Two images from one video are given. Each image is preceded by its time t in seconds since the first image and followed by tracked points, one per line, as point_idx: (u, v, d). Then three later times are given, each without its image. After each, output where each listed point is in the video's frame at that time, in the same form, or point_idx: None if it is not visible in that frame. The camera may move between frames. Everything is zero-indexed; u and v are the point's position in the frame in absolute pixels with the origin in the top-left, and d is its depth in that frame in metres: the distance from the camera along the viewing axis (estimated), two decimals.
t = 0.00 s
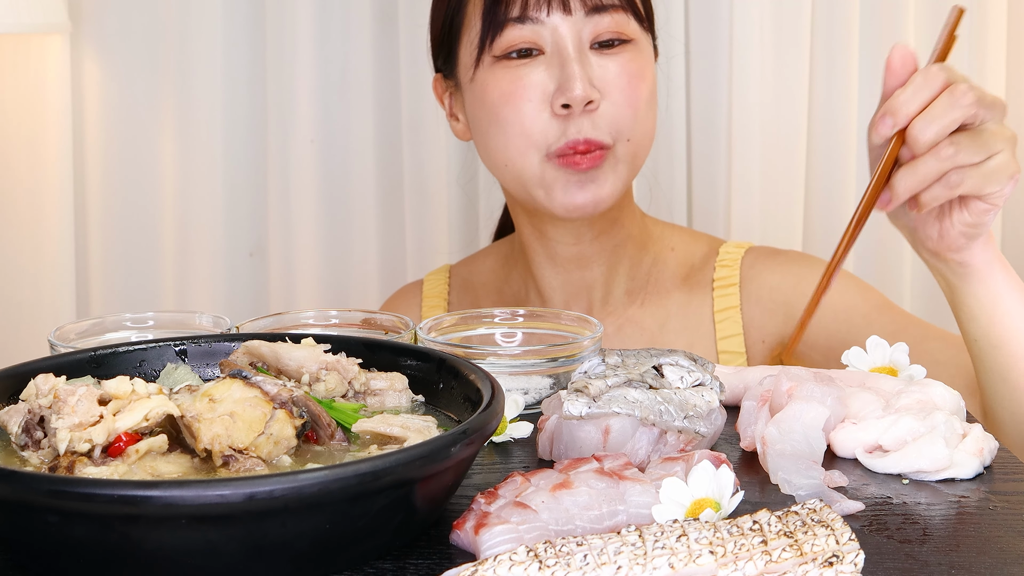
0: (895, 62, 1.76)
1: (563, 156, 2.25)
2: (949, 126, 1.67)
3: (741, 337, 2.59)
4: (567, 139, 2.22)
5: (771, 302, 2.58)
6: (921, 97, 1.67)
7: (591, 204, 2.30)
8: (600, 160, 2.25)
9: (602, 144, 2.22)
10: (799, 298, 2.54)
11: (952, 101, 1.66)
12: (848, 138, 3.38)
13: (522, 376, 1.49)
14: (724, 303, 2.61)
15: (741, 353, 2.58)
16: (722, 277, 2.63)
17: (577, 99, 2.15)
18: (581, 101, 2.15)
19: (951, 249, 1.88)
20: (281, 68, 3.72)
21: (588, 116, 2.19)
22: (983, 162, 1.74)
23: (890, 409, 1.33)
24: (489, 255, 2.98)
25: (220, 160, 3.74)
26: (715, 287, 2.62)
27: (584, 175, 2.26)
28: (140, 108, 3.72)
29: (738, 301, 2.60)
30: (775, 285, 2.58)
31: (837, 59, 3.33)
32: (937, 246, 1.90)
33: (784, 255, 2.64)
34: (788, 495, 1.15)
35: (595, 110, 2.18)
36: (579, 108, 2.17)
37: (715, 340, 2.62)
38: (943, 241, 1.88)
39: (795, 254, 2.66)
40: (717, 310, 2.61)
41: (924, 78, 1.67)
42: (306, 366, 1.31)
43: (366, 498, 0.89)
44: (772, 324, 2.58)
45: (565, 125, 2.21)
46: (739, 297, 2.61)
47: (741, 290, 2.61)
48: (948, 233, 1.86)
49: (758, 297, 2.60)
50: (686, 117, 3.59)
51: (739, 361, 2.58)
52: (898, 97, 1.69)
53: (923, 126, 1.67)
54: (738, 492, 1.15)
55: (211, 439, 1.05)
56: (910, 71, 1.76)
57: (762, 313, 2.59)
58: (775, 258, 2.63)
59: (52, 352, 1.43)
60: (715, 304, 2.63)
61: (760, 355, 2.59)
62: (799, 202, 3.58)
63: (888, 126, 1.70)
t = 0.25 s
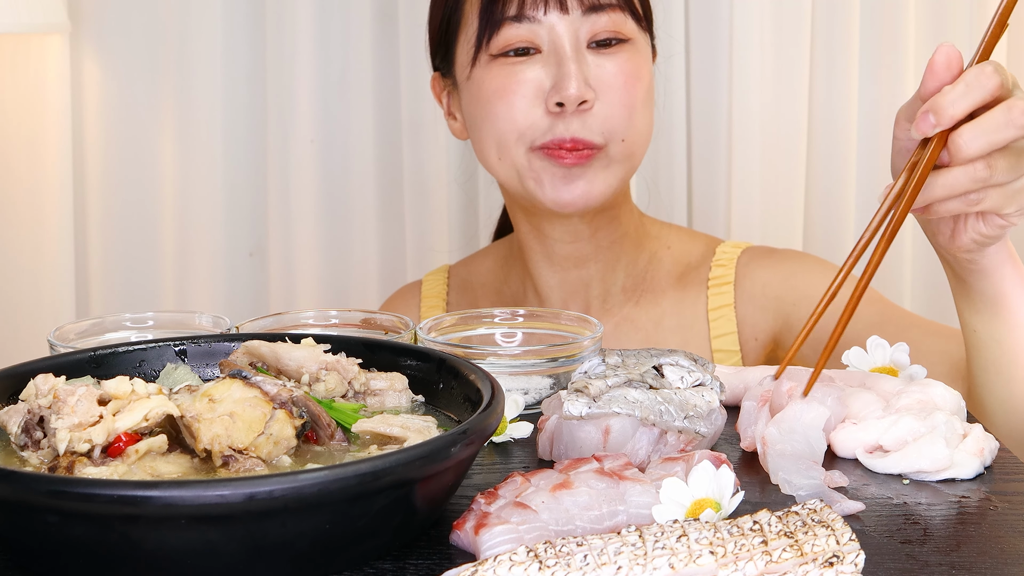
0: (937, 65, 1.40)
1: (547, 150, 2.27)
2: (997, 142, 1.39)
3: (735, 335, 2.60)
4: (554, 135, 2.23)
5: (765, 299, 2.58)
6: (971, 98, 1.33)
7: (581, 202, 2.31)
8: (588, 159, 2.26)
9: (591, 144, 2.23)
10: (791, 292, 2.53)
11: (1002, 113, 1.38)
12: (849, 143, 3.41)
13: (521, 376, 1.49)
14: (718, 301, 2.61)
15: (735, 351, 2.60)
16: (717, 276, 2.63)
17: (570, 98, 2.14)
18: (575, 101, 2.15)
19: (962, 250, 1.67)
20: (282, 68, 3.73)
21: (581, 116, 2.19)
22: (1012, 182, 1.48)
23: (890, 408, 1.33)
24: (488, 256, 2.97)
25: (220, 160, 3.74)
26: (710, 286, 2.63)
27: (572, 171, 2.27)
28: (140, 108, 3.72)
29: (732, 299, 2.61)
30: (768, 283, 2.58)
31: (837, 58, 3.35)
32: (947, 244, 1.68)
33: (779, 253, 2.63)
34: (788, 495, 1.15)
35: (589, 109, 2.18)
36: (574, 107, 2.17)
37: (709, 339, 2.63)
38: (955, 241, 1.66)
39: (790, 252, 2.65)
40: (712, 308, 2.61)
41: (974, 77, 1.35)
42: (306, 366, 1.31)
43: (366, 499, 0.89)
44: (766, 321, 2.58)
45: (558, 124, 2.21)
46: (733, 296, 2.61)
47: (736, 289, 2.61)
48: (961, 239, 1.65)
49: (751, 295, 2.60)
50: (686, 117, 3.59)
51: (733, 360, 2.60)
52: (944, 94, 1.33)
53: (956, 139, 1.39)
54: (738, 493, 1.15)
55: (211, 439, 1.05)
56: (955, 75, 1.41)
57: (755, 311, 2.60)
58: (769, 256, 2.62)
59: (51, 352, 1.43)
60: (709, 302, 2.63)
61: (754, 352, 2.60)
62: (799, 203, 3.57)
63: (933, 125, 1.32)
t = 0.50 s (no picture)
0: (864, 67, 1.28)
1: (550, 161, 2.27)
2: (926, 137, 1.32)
3: (731, 334, 2.60)
4: (556, 144, 2.23)
5: (756, 294, 2.59)
6: (898, 95, 1.25)
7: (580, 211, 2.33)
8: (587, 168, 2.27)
9: (589, 152, 2.24)
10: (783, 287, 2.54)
11: (933, 108, 1.30)
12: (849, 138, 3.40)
13: (522, 376, 1.49)
14: (715, 299, 2.61)
15: (732, 350, 2.59)
16: (715, 275, 2.63)
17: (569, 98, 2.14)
18: (574, 101, 2.15)
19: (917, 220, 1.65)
20: (281, 68, 3.72)
21: (580, 115, 2.19)
22: (950, 165, 1.46)
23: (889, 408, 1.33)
24: (488, 256, 2.97)
25: (219, 160, 3.74)
26: (707, 285, 2.63)
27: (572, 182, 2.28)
28: (140, 107, 3.72)
29: (728, 297, 2.61)
30: (760, 278, 2.59)
31: (837, 58, 3.33)
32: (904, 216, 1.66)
33: (775, 250, 2.63)
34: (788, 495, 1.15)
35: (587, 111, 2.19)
36: (573, 107, 2.17)
37: (706, 338, 2.62)
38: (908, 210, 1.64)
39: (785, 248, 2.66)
40: (707, 307, 2.61)
41: (900, 71, 1.26)
42: (306, 366, 1.31)
43: (366, 499, 0.89)
44: (759, 317, 2.59)
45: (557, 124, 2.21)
46: (729, 294, 2.61)
47: (732, 287, 2.62)
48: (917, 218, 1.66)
49: (747, 293, 2.60)
50: (686, 117, 3.59)
51: (730, 359, 2.59)
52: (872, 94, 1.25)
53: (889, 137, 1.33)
54: (739, 493, 1.15)
55: (211, 440, 1.05)
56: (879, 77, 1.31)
57: (749, 308, 2.61)
58: (765, 254, 2.63)
59: (51, 352, 1.43)
60: (705, 301, 2.63)
61: (750, 349, 2.61)
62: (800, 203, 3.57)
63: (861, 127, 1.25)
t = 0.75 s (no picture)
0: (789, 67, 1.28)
1: (549, 153, 2.26)
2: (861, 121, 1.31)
3: (729, 331, 2.59)
4: (555, 138, 2.23)
5: (751, 291, 2.59)
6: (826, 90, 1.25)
7: (584, 205, 2.31)
8: (590, 159, 2.26)
9: (591, 144, 2.23)
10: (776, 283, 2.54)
11: (858, 96, 1.30)
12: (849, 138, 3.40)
13: (522, 376, 1.49)
14: (711, 297, 2.60)
15: (729, 348, 2.58)
16: (711, 273, 2.63)
17: (568, 99, 2.14)
18: (573, 101, 2.15)
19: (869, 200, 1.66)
20: (281, 68, 3.72)
21: (579, 116, 2.19)
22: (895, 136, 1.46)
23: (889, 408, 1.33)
24: (487, 255, 2.97)
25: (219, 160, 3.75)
26: (703, 283, 2.62)
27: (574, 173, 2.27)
28: (140, 107, 3.72)
29: (725, 295, 2.60)
30: (754, 274, 2.59)
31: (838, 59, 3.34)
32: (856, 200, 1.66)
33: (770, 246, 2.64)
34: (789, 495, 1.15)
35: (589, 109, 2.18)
36: (573, 107, 2.17)
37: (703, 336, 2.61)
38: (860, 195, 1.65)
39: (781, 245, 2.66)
40: (704, 304, 2.61)
41: (823, 65, 1.27)
42: (306, 366, 1.31)
43: (366, 499, 0.89)
44: (753, 313, 2.59)
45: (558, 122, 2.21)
46: (726, 291, 2.61)
47: (728, 284, 2.61)
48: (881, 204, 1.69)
49: (742, 291, 2.60)
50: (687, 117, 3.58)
51: (728, 356, 2.57)
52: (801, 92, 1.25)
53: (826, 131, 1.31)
54: (739, 493, 1.15)
55: (211, 440, 1.05)
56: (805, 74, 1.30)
57: (745, 305, 2.61)
58: (762, 251, 2.62)
59: (50, 352, 1.43)
60: (702, 299, 2.62)
61: (746, 346, 2.60)
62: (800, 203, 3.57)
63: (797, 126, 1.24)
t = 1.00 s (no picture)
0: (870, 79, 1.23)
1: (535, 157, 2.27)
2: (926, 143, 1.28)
3: (727, 331, 2.60)
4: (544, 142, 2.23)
5: (751, 292, 2.59)
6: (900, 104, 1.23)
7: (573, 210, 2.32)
8: (577, 166, 2.26)
9: (582, 150, 2.23)
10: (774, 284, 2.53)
11: (924, 114, 1.26)
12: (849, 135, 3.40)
13: (522, 376, 1.49)
14: (710, 296, 2.60)
15: (727, 347, 2.59)
16: (710, 272, 2.62)
17: (561, 100, 2.14)
18: (566, 102, 2.15)
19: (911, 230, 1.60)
20: (281, 68, 3.72)
21: (573, 117, 2.19)
22: (956, 166, 1.40)
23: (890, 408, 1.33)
24: (487, 255, 2.97)
25: (219, 160, 3.75)
26: (702, 282, 2.62)
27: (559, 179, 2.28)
28: (139, 108, 3.72)
29: (724, 294, 2.60)
30: (754, 276, 2.59)
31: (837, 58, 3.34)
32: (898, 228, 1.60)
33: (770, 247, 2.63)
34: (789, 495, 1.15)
35: (580, 112, 2.18)
36: (564, 108, 2.17)
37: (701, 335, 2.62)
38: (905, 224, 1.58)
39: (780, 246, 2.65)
40: (702, 304, 2.61)
41: (900, 80, 1.24)
42: (306, 366, 1.31)
43: (366, 499, 0.89)
44: (752, 314, 2.59)
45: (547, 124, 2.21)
46: (724, 291, 2.61)
47: (727, 284, 2.61)
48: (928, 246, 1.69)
49: (741, 291, 2.60)
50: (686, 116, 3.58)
51: (726, 356, 2.59)
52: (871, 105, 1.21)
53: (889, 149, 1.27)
54: (740, 493, 1.15)
55: (210, 440, 1.04)
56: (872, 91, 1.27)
57: (744, 305, 2.61)
58: (761, 252, 2.62)
59: (49, 353, 1.42)
60: (700, 298, 2.62)
61: (744, 346, 2.61)
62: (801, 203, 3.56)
63: (863, 138, 1.19)
